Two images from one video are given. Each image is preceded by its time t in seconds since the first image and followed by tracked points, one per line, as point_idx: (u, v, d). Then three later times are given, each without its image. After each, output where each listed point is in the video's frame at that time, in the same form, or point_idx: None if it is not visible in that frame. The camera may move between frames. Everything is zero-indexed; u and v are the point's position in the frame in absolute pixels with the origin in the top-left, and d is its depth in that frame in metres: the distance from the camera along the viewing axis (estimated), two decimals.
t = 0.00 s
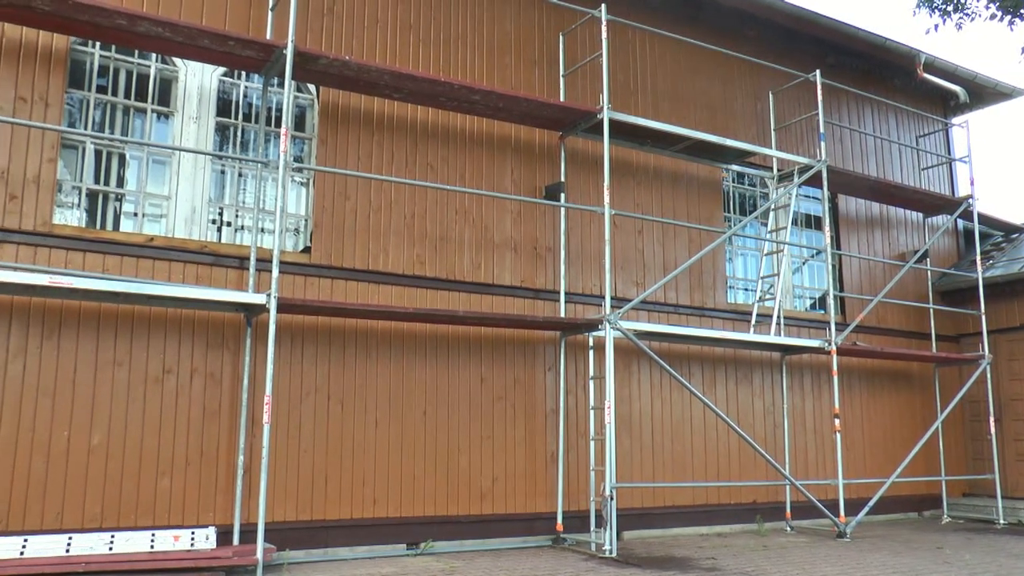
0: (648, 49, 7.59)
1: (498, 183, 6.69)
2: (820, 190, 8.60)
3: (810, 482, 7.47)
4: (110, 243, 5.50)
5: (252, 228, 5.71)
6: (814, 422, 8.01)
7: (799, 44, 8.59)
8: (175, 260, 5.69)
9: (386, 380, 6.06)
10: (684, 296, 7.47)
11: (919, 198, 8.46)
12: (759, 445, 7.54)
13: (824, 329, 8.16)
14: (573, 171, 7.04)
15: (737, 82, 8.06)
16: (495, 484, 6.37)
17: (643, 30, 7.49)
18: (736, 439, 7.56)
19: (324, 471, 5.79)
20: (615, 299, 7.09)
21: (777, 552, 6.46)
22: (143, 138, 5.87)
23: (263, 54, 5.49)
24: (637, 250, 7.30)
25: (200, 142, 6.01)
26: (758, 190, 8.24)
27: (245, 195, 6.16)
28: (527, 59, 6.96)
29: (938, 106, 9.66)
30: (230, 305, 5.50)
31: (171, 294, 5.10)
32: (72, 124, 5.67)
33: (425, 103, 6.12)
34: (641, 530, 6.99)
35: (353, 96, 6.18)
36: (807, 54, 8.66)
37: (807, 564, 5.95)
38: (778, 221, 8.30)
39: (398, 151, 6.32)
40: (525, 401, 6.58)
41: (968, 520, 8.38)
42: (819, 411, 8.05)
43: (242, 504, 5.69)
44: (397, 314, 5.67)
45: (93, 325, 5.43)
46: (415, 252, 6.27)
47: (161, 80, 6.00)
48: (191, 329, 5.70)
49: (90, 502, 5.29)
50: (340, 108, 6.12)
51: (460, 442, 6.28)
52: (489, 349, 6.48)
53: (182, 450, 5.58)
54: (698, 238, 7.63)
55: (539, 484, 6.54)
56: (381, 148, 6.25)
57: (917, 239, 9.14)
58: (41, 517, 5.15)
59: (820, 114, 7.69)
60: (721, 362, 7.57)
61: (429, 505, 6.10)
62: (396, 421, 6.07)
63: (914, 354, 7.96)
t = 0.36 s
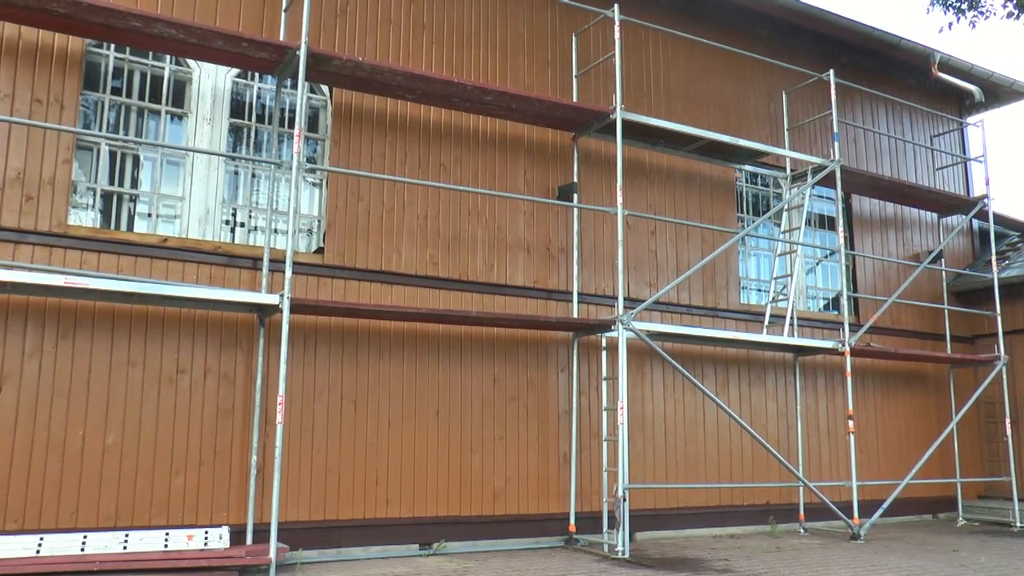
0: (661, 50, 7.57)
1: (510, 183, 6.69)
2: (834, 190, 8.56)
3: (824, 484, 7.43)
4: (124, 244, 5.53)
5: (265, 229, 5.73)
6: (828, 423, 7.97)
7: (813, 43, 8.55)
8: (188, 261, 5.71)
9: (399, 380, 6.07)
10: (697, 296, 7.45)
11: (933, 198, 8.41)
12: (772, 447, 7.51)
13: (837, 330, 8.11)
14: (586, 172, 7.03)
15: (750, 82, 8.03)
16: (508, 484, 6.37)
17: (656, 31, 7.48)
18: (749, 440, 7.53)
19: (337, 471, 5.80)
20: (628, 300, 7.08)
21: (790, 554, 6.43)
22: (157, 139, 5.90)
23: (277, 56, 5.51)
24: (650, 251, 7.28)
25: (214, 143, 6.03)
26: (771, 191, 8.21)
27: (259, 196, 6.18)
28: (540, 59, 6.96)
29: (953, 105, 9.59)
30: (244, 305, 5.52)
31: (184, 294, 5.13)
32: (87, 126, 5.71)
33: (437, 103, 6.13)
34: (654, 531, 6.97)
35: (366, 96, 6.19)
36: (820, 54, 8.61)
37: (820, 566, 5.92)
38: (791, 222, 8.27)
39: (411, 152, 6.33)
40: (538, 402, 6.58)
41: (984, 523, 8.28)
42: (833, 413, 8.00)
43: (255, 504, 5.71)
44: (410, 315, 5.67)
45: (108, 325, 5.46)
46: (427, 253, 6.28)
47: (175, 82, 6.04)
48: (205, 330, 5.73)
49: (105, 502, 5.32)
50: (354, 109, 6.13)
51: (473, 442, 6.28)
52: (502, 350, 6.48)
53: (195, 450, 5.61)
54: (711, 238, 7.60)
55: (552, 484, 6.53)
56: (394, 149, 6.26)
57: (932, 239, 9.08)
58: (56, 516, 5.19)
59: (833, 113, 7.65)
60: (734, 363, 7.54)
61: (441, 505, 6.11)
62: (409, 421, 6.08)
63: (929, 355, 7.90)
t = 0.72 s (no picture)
0: (674, 50, 7.55)
1: (524, 184, 6.69)
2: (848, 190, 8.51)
3: (839, 486, 7.39)
4: (139, 245, 5.56)
5: (279, 230, 5.75)
6: (843, 424, 7.92)
7: (827, 42, 8.50)
8: (202, 262, 5.73)
9: (413, 381, 6.08)
10: (711, 297, 7.42)
11: (949, 198, 8.35)
12: (786, 448, 7.47)
13: (852, 330, 8.06)
14: (600, 172, 7.01)
15: (764, 82, 8.00)
16: (521, 484, 6.37)
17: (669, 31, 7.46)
18: (764, 441, 7.50)
19: (351, 471, 5.81)
20: (641, 301, 7.06)
21: (805, 556, 6.39)
22: (171, 141, 5.93)
23: (291, 57, 5.52)
24: (664, 252, 7.26)
25: (228, 144, 6.06)
26: (785, 191, 8.17)
27: (273, 197, 6.21)
28: (554, 60, 6.95)
29: (969, 104, 9.52)
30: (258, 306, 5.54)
31: (199, 295, 5.15)
32: (103, 128, 5.74)
33: (451, 105, 6.13)
34: (668, 532, 6.95)
35: (380, 97, 6.20)
36: (835, 53, 8.57)
37: (835, 568, 5.89)
38: (806, 222, 8.23)
39: (425, 153, 6.33)
40: (552, 402, 6.57)
41: (1002, 525, 8.18)
42: (847, 414, 7.95)
43: (269, 504, 5.72)
44: (424, 316, 5.68)
45: (123, 326, 5.49)
46: (441, 254, 6.28)
47: (190, 84, 6.06)
48: (219, 330, 5.75)
49: (120, 501, 5.35)
50: (367, 110, 6.14)
51: (486, 443, 6.28)
52: (515, 350, 6.48)
53: (210, 450, 5.63)
54: (725, 239, 7.57)
55: (566, 485, 6.52)
56: (407, 150, 6.27)
57: (948, 239, 9.01)
58: (72, 515, 5.23)
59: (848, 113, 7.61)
60: (748, 364, 7.51)
61: (455, 506, 6.11)
62: (423, 421, 6.08)
63: (945, 356, 7.84)
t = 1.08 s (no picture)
0: (689, 49, 7.52)
1: (538, 185, 6.68)
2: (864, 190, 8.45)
3: (855, 488, 7.34)
4: (155, 247, 5.59)
5: (295, 231, 5.77)
6: (859, 426, 7.87)
7: (843, 41, 8.45)
8: (218, 263, 5.76)
9: (428, 382, 6.08)
10: (726, 298, 7.39)
11: (966, 198, 8.28)
12: (802, 449, 7.43)
13: (868, 331, 8.01)
14: (615, 173, 7.00)
15: (779, 82, 7.95)
16: (536, 485, 6.36)
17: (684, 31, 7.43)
18: (779, 442, 7.46)
19: (366, 471, 5.82)
20: (656, 301, 7.04)
21: (821, 558, 6.36)
22: (187, 143, 5.96)
23: (306, 59, 5.54)
24: (679, 252, 7.24)
25: (243, 146, 6.08)
26: (801, 191, 8.13)
27: (288, 198, 6.23)
28: (569, 60, 6.94)
29: (987, 103, 9.44)
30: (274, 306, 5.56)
31: (214, 296, 5.17)
32: (119, 130, 5.78)
33: (466, 106, 6.14)
34: (683, 533, 6.92)
35: (395, 99, 6.21)
36: (851, 52, 8.51)
37: (852, 571, 5.85)
38: (821, 222, 8.18)
39: (440, 154, 6.34)
40: (566, 403, 6.56)
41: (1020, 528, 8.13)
42: (864, 415, 7.90)
43: (285, 503, 5.74)
44: (439, 317, 5.68)
45: (139, 327, 5.53)
46: (456, 255, 6.29)
47: (205, 86, 6.09)
48: (234, 331, 5.77)
49: (136, 500, 5.39)
50: (382, 111, 6.16)
51: (501, 443, 6.28)
52: (530, 351, 6.47)
53: (226, 450, 5.66)
54: (740, 239, 7.54)
55: (581, 486, 6.51)
56: (422, 151, 6.28)
57: (965, 239, 8.93)
58: (90, 515, 5.26)
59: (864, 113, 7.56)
60: (764, 365, 7.47)
61: (470, 506, 6.11)
62: (438, 421, 6.09)
63: (963, 357, 7.78)
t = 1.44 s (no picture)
0: (704, 49, 7.49)
1: (554, 185, 6.67)
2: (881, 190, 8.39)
3: (873, 489, 7.28)
4: (172, 248, 5.63)
5: (311, 232, 5.78)
6: (876, 427, 7.81)
7: (860, 40, 8.39)
8: (235, 264, 5.78)
9: (444, 382, 6.09)
10: (743, 298, 7.36)
11: (984, 197, 8.21)
12: (819, 450, 7.38)
13: (885, 332, 7.94)
14: (631, 173, 6.98)
15: (795, 81, 7.91)
16: (553, 486, 6.35)
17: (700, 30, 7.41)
18: (796, 444, 7.42)
19: (383, 471, 5.83)
20: (673, 302, 7.02)
21: (838, 560, 6.32)
22: (204, 144, 6.00)
23: (322, 61, 5.55)
24: (695, 252, 7.21)
25: (259, 147, 6.11)
26: (817, 191, 8.09)
27: (304, 199, 6.25)
28: (584, 60, 6.93)
29: (1006, 101, 9.35)
30: (290, 307, 5.58)
31: (231, 297, 5.19)
32: (136, 132, 5.82)
33: (482, 107, 6.14)
34: (699, 535, 6.89)
35: (410, 99, 6.23)
36: (867, 51, 8.46)
37: (870, 573, 5.81)
38: (838, 222, 8.13)
39: (455, 154, 6.35)
40: (582, 404, 6.54)
41: None
42: (881, 416, 7.84)
43: (301, 503, 5.76)
44: (454, 317, 5.69)
45: (157, 328, 5.56)
46: (472, 255, 6.29)
47: (222, 88, 6.12)
48: (251, 332, 5.79)
49: (154, 499, 5.42)
50: (397, 113, 6.17)
51: (517, 444, 6.27)
52: (546, 351, 6.46)
53: (243, 450, 5.68)
54: (756, 239, 7.50)
55: (598, 486, 6.49)
56: (437, 152, 6.28)
57: (984, 239, 8.85)
58: (108, 514, 5.30)
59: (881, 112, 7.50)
60: (780, 365, 7.44)
61: (486, 507, 6.11)
62: (454, 422, 6.09)
63: (981, 358, 7.70)
